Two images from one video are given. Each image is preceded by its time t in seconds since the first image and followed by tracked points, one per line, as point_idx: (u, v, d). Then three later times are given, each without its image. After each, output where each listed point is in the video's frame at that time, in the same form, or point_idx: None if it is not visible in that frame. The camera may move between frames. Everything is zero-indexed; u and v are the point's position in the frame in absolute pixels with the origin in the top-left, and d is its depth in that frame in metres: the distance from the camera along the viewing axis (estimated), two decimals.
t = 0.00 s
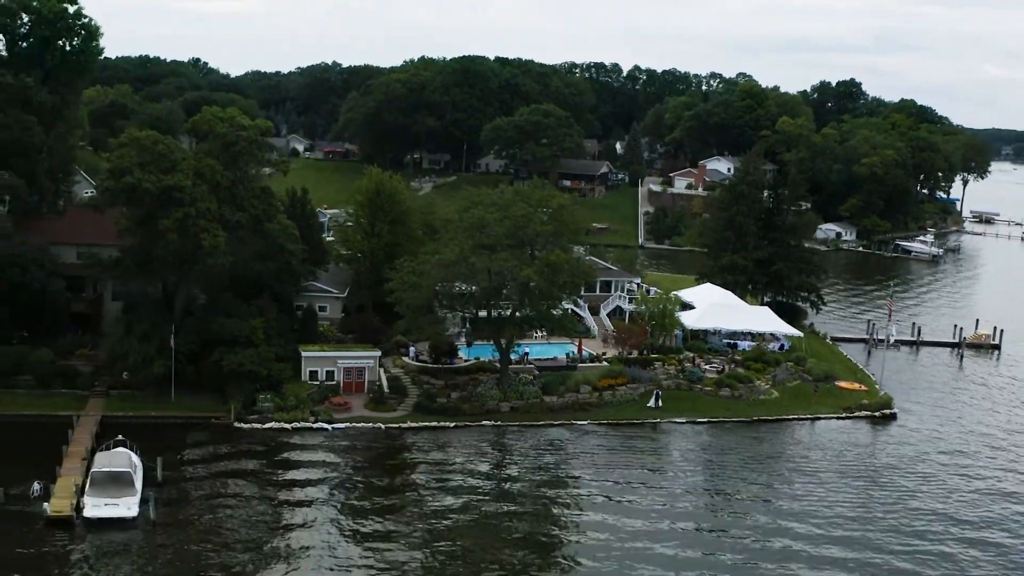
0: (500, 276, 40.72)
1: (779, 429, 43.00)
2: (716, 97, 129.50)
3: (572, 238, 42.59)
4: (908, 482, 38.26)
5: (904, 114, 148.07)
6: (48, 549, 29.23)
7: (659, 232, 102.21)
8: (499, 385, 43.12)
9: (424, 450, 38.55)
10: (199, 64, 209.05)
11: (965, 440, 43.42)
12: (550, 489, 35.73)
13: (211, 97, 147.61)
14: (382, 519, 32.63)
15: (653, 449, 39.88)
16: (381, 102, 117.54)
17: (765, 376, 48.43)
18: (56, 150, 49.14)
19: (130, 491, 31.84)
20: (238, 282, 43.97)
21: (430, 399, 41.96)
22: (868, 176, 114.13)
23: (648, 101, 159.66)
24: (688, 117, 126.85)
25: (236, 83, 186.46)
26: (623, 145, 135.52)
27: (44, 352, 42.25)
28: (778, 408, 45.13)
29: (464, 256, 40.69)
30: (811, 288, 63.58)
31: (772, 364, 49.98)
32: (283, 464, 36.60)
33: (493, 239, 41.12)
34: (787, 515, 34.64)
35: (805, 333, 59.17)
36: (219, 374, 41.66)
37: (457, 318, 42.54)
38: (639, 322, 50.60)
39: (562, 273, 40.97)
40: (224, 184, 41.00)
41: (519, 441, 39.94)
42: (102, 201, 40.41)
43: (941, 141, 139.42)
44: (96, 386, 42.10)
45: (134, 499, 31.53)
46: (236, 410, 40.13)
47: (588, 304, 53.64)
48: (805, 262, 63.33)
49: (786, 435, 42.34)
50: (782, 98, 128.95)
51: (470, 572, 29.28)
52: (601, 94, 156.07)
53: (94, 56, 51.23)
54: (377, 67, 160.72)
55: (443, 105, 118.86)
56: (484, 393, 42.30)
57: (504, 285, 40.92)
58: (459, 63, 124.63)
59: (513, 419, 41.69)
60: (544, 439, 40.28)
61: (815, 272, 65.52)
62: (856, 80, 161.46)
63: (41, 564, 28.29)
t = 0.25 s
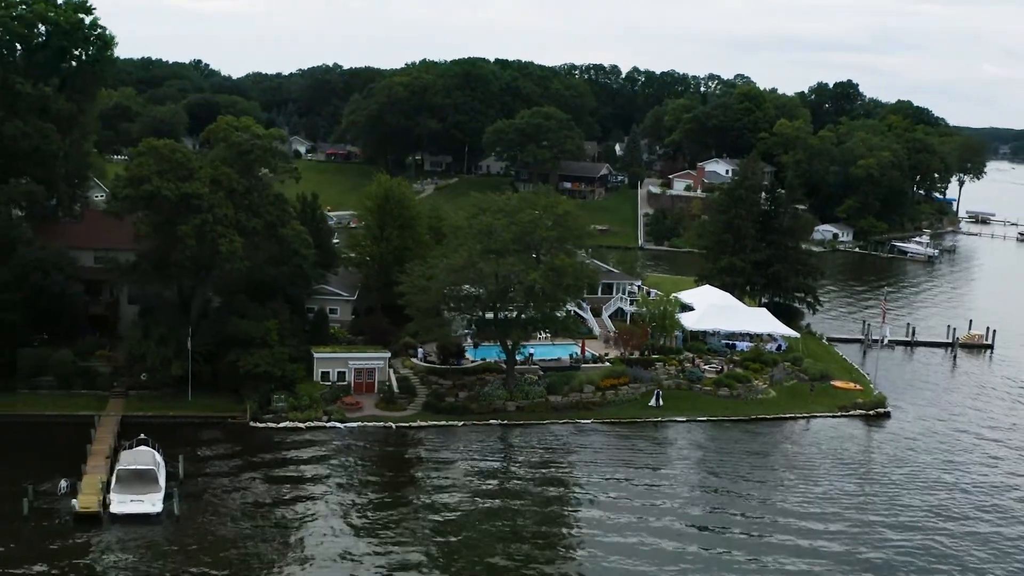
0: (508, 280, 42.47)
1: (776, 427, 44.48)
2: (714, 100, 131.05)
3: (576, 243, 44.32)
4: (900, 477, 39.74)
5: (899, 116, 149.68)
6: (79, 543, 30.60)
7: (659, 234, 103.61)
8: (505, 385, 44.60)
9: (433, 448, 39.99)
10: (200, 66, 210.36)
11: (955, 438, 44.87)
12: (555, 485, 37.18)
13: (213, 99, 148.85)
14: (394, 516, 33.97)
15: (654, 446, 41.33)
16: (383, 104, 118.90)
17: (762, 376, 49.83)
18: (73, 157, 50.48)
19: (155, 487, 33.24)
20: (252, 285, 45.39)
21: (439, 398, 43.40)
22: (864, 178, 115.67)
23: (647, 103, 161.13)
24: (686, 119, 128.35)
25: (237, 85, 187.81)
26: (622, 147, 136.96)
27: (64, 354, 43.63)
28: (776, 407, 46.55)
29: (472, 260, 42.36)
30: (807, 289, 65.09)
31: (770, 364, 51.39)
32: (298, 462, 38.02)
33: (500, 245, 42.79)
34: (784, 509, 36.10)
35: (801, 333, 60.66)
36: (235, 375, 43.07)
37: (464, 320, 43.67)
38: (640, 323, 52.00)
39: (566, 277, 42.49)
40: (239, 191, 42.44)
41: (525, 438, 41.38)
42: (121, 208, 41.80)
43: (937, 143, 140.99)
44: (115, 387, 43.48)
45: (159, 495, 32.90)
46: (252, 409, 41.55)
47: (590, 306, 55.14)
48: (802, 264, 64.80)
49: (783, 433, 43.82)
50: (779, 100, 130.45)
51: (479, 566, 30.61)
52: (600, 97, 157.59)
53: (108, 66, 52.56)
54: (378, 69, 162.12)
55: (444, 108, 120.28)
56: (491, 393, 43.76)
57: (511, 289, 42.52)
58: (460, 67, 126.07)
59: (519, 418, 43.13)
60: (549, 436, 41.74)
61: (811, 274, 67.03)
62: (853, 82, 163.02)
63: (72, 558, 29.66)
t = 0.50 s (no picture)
0: (513, 283, 43.69)
1: (773, 425, 45.89)
2: (712, 102, 132.45)
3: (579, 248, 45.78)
4: (893, 474, 41.15)
5: (896, 117, 151.07)
6: (105, 538, 31.97)
7: (659, 235, 105.08)
8: (511, 385, 45.96)
9: (441, 446, 41.36)
10: (202, 67, 211.76)
11: (947, 435, 46.27)
12: (559, 482, 38.55)
13: (215, 101, 150.22)
14: (404, 512, 35.35)
15: (655, 445, 42.71)
16: (386, 107, 120.29)
17: (760, 375, 51.25)
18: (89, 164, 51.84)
19: (177, 484, 34.63)
20: (265, 289, 46.78)
21: (447, 398, 44.80)
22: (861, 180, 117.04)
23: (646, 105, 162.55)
24: (685, 121, 129.74)
25: (240, 87, 189.17)
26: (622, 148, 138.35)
27: (83, 356, 45.02)
28: (773, 406, 47.96)
29: (479, 264, 43.69)
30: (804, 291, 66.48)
31: (768, 364, 52.79)
32: (312, 460, 39.39)
33: (506, 249, 44.16)
34: (780, 505, 37.48)
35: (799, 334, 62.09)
36: (249, 376, 44.46)
37: (469, 322, 44.88)
38: (641, 324, 53.38)
39: (570, 280, 43.87)
40: (253, 197, 43.82)
41: (530, 437, 42.76)
42: (139, 214, 43.18)
43: (934, 144, 142.35)
44: (132, 388, 44.86)
45: (181, 492, 34.28)
46: (266, 409, 42.93)
47: (593, 308, 56.55)
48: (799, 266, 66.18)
49: (780, 431, 45.23)
50: (777, 103, 131.91)
51: (486, 559, 31.99)
52: (600, 98, 158.96)
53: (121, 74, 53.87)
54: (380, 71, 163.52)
55: (445, 111, 121.69)
56: (497, 393, 45.14)
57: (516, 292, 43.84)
58: (461, 70, 127.44)
59: (524, 417, 44.50)
60: (553, 435, 43.13)
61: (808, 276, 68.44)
62: (850, 84, 164.39)
63: (99, 552, 31.06)
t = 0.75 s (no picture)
0: (520, 288, 45.17)
1: (771, 424, 47.32)
2: (711, 104, 133.89)
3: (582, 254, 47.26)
4: (886, 471, 42.55)
5: (893, 118, 152.61)
6: (132, 533, 33.41)
7: (659, 237, 106.47)
8: (517, 385, 47.40)
9: (449, 445, 42.78)
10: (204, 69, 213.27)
11: (939, 434, 47.68)
12: (563, 479, 39.96)
13: (218, 103, 151.51)
14: (416, 509, 36.78)
15: (656, 443, 44.12)
16: (388, 110, 121.63)
17: (758, 376, 52.70)
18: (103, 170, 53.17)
19: (198, 481, 36.07)
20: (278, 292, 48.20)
21: (455, 398, 46.25)
22: (858, 181, 118.49)
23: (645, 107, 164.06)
24: (684, 124, 131.15)
25: (241, 88, 190.46)
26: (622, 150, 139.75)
27: (102, 358, 46.40)
28: (771, 405, 49.40)
29: (487, 268, 45.16)
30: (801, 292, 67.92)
31: (766, 364, 54.23)
32: (325, 458, 40.78)
33: (513, 254, 45.64)
34: (777, 502, 38.86)
35: (796, 334, 63.58)
36: (263, 377, 45.87)
37: (474, 323, 46.41)
38: (642, 325, 54.79)
39: (574, 285, 45.42)
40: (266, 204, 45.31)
41: (535, 436, 44.15)
42: (156, 221, 44.57)
43: (930, 146, 143.79)
44: (149, 389, 46.25)
45: (202, 488, 35.72)
46: (280, 409, 44.34)
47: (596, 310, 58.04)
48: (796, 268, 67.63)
49: (777, 430, 46.66)
50: (775, 105, 133.26)
51: (496, 554, 33.43)
52: (600, 100, 160.45)
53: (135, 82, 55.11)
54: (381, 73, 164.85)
55: (447, 114, 123.05)
56: (504, 393, 46.56)
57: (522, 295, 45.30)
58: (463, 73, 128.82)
59: (528, 417, 45.94)
60: (558, 434, 44.55)
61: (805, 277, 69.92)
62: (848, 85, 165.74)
63: (126, 547, 32.50)
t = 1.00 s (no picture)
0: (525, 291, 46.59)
1: (769, 423, 48.77)
2: (709, 107, 135.32)
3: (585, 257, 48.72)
4: (880, 468, 43.97)
5: (890, 120, 154.00)
6: (154, 529, 34.81)
7: (658, 238, 107.92)
8: (522, 385, 48.84)
9: (457, 444, 44.17)
10: (205, 70, 214.46)
11: (932, 432, 49.13)
12: (567, 476, 41.36)
13: (221, 106, 152.86)
14: (427, 505, 38.16)
15: (657, 442, 45.52)
16: (391, 113, 122.92)
17: (756, 375, 54.19)
18: (118, 176, 54.53)
19: (217, 478, 37.48)
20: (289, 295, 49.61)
21: (462, 398, 47.68)
22: (855, 183, 119.91)
23: (644, 109, 165.39)
24: (683, 126, 132.54)
25: (243, 90, 191.70)
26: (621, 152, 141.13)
27: (118, 360, 47.78)
28: (768, 404, 50.85)
29: (493, 272, 46.59)
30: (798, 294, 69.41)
31: (763, 364, 55.68)
32: (337, 457, 42.17)
33: (518, 258, 47.09)
34: (774, 498, 40.25)
35: (793, 335, 65.05)
36: (276, 378, 47.27)
37: (480, 325, 47.74)
38: (643, 326, 56.25)
39: (577, 288, 46.90)
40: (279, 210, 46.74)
41: (539, 435, 45.56)
42: (172, 226, 45.97)
43: (927, 147, 145.22)
44: (165, 389, 47.64)
45: (221, 485, 37.14)
46: (293, 409, 45.74)
47: (597, 312, 59.52)
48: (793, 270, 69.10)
49: (774, 428, 48.11)
50: (773, 107, 134.64)
51: (503, 548, 34.82)
52: (599, 102, 161.76)
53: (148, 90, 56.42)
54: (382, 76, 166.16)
55: (449, 116, 124.41)
56: (509, 393, 48.01)
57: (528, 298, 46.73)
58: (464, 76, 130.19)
59: (533, 415, 47.36)
60: (562, 433, 45.97)
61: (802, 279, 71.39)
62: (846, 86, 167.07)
63: (150, 541, 33.88)
